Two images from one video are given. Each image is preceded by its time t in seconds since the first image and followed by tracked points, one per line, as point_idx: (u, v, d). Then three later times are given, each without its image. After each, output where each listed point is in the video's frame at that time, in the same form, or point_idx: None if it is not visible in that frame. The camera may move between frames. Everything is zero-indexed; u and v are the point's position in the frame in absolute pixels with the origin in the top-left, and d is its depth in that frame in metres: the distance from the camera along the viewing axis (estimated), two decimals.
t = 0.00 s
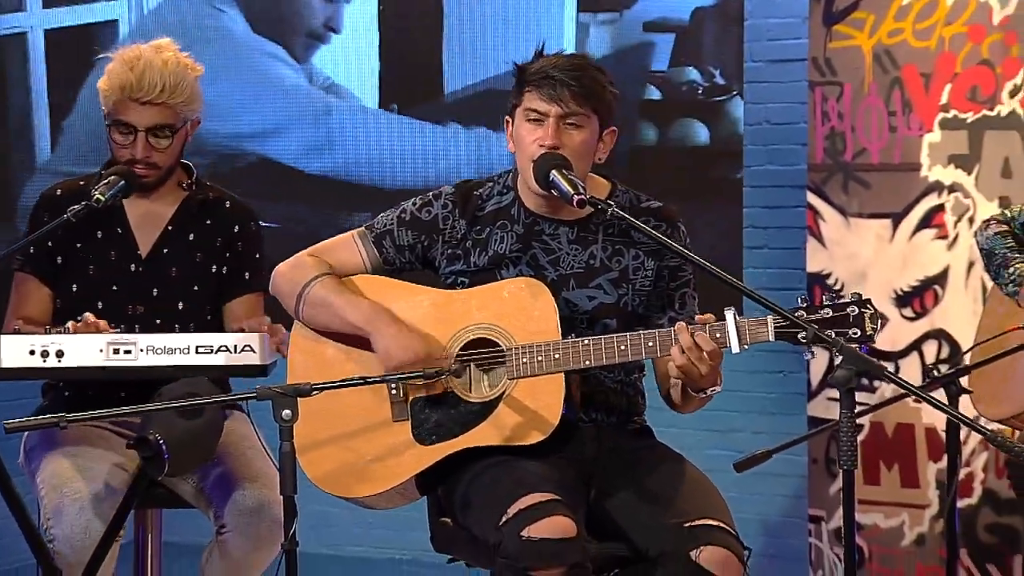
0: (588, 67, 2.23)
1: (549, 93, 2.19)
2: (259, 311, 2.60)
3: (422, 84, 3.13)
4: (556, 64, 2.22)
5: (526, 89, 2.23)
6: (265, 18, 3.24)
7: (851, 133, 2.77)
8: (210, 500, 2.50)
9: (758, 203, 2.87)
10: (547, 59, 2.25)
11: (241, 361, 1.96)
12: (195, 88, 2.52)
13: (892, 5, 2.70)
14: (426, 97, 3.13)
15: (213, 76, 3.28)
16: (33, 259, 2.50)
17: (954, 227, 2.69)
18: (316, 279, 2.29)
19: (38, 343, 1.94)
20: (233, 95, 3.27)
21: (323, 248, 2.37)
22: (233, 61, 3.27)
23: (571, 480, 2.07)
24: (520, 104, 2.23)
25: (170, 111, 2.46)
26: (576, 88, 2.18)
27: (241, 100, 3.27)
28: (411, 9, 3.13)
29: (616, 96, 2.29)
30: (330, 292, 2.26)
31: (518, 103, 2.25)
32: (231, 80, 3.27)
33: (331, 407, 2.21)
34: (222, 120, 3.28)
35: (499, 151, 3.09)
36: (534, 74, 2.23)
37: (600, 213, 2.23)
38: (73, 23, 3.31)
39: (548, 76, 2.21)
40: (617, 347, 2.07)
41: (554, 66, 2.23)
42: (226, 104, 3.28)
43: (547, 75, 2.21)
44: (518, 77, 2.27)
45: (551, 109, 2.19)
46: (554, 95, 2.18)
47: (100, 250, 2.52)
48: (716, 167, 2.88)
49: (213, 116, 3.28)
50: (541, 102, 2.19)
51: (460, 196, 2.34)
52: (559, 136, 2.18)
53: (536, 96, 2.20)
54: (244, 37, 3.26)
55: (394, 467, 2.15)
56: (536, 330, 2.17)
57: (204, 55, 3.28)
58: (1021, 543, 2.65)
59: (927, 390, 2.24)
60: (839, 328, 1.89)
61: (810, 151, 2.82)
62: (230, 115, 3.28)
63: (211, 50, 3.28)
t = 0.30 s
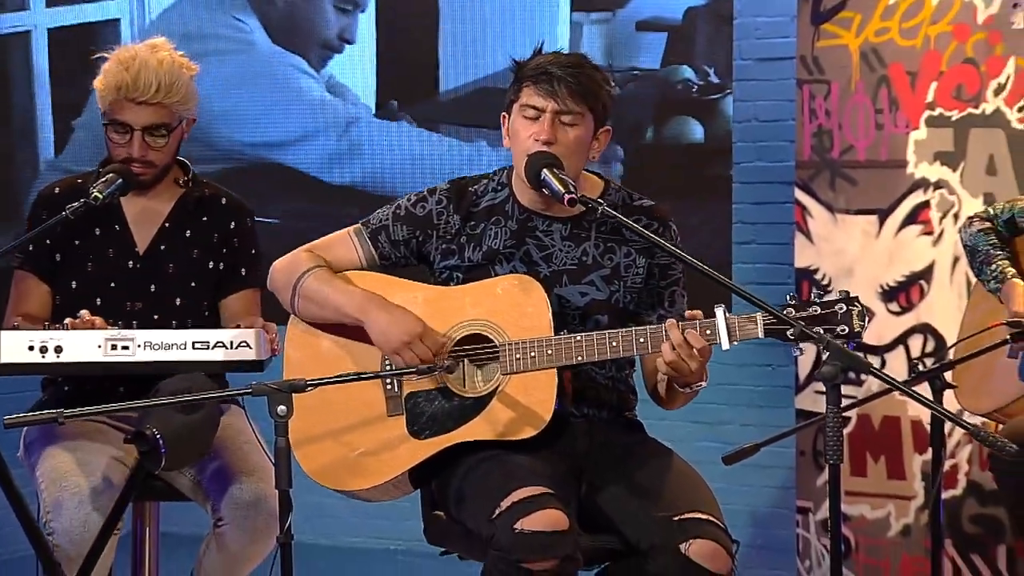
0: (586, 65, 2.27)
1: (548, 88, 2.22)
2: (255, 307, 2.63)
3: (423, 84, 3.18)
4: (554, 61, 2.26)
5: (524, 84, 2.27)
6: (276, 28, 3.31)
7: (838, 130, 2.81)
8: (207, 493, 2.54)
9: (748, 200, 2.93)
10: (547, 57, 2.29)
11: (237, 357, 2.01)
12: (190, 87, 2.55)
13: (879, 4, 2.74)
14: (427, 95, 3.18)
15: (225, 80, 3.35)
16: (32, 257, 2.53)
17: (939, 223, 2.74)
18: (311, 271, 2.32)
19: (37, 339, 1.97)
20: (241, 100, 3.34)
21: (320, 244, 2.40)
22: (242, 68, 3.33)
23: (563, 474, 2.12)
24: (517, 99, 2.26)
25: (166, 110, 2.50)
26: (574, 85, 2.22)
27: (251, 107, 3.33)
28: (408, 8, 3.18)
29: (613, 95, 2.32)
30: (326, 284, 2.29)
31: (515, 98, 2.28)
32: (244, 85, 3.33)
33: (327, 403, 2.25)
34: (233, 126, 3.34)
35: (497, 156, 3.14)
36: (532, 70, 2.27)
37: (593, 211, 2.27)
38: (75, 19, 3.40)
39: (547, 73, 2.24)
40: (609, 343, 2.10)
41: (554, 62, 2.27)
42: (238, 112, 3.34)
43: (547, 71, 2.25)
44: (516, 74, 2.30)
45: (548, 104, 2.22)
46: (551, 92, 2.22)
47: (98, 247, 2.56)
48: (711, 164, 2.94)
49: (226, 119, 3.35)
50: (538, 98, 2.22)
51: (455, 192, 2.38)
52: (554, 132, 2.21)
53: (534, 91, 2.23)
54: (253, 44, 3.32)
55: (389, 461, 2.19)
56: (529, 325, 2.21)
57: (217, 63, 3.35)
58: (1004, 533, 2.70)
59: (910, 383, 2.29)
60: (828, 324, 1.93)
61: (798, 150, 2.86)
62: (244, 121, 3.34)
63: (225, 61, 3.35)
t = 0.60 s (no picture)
0: (580, 85, 2.24)
1: (539, 115, 2.21)
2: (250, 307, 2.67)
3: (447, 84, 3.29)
4: (547, 80, 2.23)
5: (518, 102, 2.25)
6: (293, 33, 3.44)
7: (826, 130, 2.85)
8: (203, 486, 2.58)
9: (738, 197, 3.17)
10: (540, 71, 2.25)
11: (234, 354, 2.07)
12: (194, 85, 2.59)
13: (866, 5, 2.77)
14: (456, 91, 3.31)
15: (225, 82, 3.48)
16: (32, 250, 2.56)
17: (925, 220, 2.79)
18: (307, 279, 2.35)
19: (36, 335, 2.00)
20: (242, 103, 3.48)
21: (315, 245, 2.43)
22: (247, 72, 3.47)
23: (553, 469, 2.16)
24: (511, 115, 2.27)
25: (168, 107, 2.53)
26: (566, 115, 2.20)
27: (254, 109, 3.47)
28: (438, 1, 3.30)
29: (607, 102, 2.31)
30: (319, 295, 2.33)
31: (510, 112, 2.28)
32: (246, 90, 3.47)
33: (323, 400, 2.29)
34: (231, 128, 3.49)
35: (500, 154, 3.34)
36: (526, 87, 2.25)
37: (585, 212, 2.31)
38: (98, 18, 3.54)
39: (539, 95, 2.22)
40: (601, 341, 2.15)
41: (547, 84, 2.23)
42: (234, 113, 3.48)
43: (539, 93, 2.22)
44: (511, 83, 2.29)
45: (540, 130, 2.22)
46: (544, 118, 2.21)
47: (95, 242, 2.60)
48: (706, 160, 3.15)
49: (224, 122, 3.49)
50: (530, 123, 2.22)
51: (449, 191, 2.41)
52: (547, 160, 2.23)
53: (525, 116, 2.23)
54: (267, 48, 3.45)
55: (383, 456, 2.22)
56: (521, 323, 2.25)
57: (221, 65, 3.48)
58: (987, 525, 2.75)
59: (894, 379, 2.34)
60: (815, 322, 1.97)
61: (788, 148, 2.91)
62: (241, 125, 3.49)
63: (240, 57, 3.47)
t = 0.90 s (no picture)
0: (554, 95, 2.27)
1: (515, 123, 2.25)
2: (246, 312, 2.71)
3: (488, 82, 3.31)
4: (521, 89, 2.27)
5: (497, 107, 2.29)
6: (327, 36, 3.36)
7: (813, 129, 2.89)
8: (199, 483, 2.62)
9: (727, 196, 3.30)
10: (518, 80, 2.29)
11: (230, 354, 2.07)
12: (198, 93, 2.62)
13: (854, 6, 2.82)
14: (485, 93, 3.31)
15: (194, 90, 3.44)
16: (30, 246, 2.59)
17: (910, 220, 2.82)
18: (301, 265, 2.38)
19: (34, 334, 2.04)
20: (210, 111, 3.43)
21: (312, 244, 2.46)
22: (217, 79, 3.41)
23: (543, 466, 2.20)
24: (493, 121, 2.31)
25: (172, 113, 2.56)
26: (538, 125, 2.24)
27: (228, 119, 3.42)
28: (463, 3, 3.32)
29: (585, 106, 2.34)
30: (314, 278, 2.36)
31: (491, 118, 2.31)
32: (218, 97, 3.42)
33: (317, 398, 2.33)
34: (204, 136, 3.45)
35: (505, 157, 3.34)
36: (504, 95, 2.28)
37: (574, 211, 2.34)
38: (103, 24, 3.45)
39: (514, 104, 2.26)
40: (591, 340, 2.18)
41: (522, 93, 2.27)
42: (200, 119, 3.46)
43: (513, 103, 2.26)
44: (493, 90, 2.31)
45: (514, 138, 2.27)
46: (519, 129, 2.25)
47: (93, 240, 2.63)
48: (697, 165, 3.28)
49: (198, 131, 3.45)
50: (507, 130, 2.27)
51: (440, 192, 2.44)
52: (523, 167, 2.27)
53: (502, 125, 2.27)
54: (290, 45, 3.38)
55: (377, 454, 2.26)
56: (512, 320, 2.29)
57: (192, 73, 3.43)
58: (972, 520, 2.78)
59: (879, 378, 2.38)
60: (801, 322, 2.00)
61: (776, 147, 2.96)
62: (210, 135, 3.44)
63: (270, 67, 3.39)
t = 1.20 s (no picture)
0: (556, 118, 2.30)
1: (514, 138, 2.29)
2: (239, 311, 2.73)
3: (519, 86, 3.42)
4: (526, 106, 2.30)
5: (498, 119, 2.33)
6: (374, 47, 3.53)
7: (800, 129, 2.92)
8: (193, 481, 2.65)
9: (716, 195, 3.36)
10: (523, 98, 2.32)
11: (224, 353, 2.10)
12: (175, 92, 2.64)
13: (839, 9, 2.84)
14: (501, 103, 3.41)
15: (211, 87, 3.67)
16: (26, 247, 2.63)
17: (896, 219, 2.86)
18: (281, 299, 2.40)
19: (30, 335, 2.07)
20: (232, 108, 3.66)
21: (300, 254, 2.46)
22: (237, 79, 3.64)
23: (532, 464, 2.23)
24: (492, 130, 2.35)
25: (151, 114, 2.58)
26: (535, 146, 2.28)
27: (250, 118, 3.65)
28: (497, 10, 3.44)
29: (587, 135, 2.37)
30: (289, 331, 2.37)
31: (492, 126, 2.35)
32: (243, 96, 3.65)
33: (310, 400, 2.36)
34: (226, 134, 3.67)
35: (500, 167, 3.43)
36: (507, 108, 2.32)
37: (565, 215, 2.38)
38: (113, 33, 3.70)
39: (515, 120, 2.29)
40: (579, 335, 2.21)
41: (524, 111, 2.30)
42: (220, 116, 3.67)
43: (515, 118, 2.29)
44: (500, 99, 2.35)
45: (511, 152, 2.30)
46: (516, 146, 2.29)
47: (86, 245, 2.66)
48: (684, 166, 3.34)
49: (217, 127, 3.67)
50: (503, 142, 2.31)
51: (434, 196, 2.48)
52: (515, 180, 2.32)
53: (500, 137, 2.31)
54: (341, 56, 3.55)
55: (371, 454, 2.29)
56: (502, 320, 2.32)
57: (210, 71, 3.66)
58: (955, 515, 2.83)
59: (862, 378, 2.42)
60: (784, 309, 2.03)
61: (764, 147, 2.98)
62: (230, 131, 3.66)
63: (317, 80, 3.58)
